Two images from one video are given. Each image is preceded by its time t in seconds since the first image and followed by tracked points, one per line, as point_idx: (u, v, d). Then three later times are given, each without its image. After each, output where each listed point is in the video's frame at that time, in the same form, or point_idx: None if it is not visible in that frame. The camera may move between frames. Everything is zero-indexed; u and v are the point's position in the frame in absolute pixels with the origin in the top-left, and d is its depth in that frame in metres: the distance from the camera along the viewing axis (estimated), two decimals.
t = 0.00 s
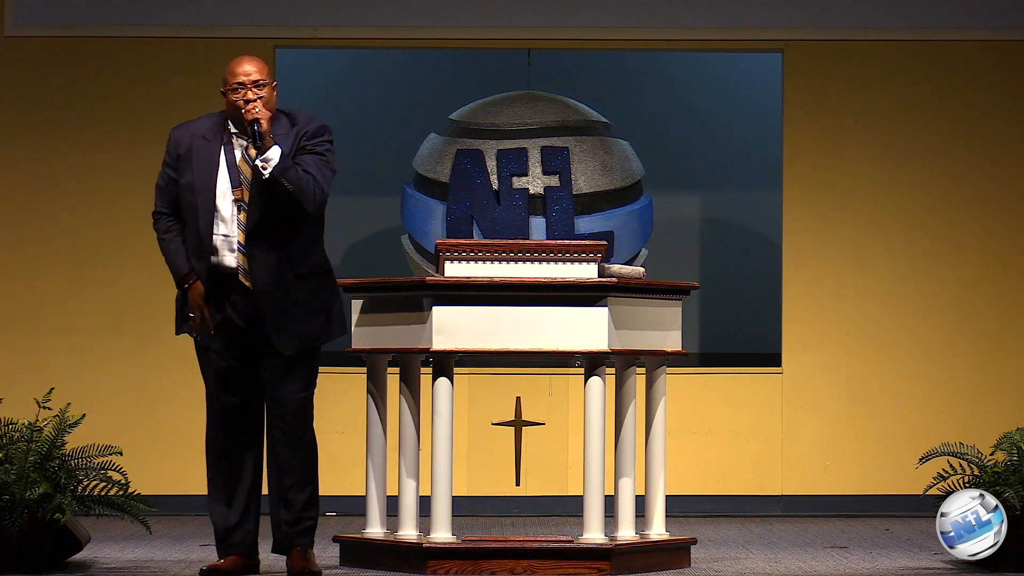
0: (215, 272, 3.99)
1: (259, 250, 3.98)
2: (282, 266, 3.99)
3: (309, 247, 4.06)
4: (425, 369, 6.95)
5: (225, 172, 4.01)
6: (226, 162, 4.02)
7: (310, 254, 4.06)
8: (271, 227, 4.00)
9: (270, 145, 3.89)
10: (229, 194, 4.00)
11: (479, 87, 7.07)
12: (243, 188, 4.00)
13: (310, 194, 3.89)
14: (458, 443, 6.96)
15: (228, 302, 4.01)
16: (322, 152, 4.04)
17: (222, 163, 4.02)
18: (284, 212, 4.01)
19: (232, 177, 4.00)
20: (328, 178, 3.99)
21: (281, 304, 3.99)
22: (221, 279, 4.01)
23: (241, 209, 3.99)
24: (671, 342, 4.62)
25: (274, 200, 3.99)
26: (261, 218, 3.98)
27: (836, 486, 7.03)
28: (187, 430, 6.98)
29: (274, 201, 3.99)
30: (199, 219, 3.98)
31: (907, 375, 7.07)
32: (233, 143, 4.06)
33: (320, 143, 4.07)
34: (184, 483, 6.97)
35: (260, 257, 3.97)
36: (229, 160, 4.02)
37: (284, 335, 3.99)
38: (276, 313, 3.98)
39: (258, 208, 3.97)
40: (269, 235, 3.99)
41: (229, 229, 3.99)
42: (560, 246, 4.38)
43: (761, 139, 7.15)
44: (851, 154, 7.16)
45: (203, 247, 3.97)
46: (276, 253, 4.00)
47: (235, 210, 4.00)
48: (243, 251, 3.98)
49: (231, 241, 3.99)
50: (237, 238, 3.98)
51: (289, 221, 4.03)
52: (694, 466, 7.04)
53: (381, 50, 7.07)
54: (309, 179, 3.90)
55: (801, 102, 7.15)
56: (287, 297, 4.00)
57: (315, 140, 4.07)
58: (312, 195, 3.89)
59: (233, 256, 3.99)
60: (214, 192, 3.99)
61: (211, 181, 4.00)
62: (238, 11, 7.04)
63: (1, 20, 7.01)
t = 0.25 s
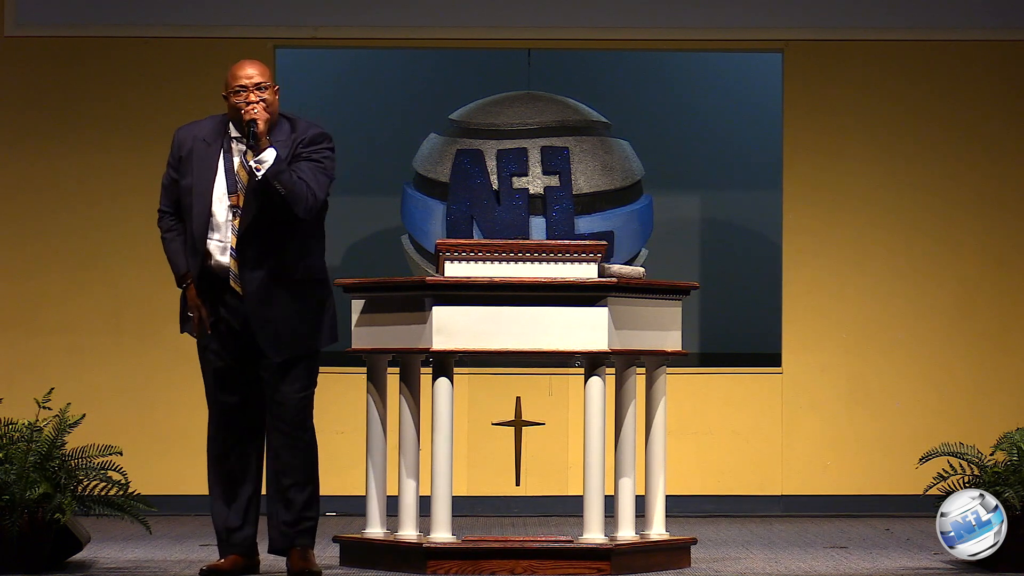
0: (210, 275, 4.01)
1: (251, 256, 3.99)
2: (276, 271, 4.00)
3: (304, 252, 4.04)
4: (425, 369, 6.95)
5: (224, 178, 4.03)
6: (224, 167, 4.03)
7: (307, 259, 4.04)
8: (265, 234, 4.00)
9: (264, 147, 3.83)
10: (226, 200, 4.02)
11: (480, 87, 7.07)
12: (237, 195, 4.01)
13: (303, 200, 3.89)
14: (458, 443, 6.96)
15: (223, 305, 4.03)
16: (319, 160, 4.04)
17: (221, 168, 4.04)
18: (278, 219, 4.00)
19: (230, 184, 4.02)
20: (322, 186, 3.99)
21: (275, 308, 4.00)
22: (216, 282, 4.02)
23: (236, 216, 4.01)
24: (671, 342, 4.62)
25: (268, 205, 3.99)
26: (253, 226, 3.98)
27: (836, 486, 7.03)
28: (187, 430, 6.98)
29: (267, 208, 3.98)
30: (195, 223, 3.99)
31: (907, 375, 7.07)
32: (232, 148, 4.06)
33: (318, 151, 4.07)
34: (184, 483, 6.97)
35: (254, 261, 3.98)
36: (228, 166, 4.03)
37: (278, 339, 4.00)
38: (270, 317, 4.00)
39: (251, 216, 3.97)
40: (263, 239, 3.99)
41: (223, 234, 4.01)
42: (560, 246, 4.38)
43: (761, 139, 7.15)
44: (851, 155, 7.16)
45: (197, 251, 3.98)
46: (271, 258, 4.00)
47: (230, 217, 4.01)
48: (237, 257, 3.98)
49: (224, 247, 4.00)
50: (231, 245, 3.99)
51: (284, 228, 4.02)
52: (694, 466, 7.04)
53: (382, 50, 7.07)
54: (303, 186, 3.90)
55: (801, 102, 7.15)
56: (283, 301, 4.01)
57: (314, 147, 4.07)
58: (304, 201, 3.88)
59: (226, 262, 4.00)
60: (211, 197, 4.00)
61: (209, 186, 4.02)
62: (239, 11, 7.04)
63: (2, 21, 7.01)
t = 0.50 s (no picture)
0: (210, 281, 4.02)
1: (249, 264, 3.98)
2: (274, 276, 3.99)
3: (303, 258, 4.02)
4: (425, 369, 6.95)
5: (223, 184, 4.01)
6: (224, 174, 4.02)
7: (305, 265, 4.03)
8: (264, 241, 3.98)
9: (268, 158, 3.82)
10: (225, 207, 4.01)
11: (480, 87, 7.07)
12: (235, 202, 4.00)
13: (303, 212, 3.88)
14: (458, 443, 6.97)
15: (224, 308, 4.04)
16: (320, 168, 4.02)
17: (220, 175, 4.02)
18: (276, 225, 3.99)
19: (228, 191, 4.00)
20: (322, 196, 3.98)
21: (274, 313, 4.01)
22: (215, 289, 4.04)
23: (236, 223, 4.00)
24: (671, 343, 4.62)
25: (267, 211, 3.97)
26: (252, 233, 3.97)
27: (836, 486, 7.03)
28: (187, 429, 6.98)
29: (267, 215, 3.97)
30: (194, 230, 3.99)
31: (907, 375, 7.07)
32: (232, 155, 4.04)
33: (319, 159, 4.05)
34: (184, 483, 6.97)
35: (252, 266, 3.98)
36: (228, 173, 4.01)
37: (275, 344, 4.01)
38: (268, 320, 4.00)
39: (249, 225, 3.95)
40: (261, 245, 3.98)
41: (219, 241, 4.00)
42: (560, 246, 4.38)
43: (761, 139, 7.15)
44: (851, 155, 7.16)
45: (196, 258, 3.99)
46: (269, 263, 3.99)
47: (229, 225, 4.00)
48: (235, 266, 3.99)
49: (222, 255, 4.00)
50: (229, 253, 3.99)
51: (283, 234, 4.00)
52: (693, 466, 7.04)
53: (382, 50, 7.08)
54: (304, 196, 3.88)
55: (801, 102, 7.15)
56: (281, 306, 4.01)
57: (314, 155, 4.05)
58: (303, 212, 3.87)
59: (225, 269, 4.00)
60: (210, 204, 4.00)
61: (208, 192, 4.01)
62: (239, 11, 7.04)
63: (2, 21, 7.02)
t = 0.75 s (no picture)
0: (211, 286, 4.03)
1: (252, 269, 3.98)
2: (275, 278, 3.99)
3: (303, 261, 4.02)
4: (425, 369, 6.95)
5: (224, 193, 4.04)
6: (225, 181, 4.03)
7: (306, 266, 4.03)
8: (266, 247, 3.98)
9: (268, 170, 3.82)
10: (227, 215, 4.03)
11: (480, 87, 7.07)
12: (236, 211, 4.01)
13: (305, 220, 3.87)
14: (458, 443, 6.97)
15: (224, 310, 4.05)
16: (321, 176, 4.01)
17: (221, 182, 4.03)
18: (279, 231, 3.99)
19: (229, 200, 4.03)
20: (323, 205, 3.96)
21: (274, 315, 4.01)
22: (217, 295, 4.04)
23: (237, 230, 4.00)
24: (671, 343, 4.62)
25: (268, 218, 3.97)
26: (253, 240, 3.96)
27: (836, 486, 7.03)
28: (187, 429, 6.98)
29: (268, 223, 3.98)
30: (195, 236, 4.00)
31: (907, 375, 7.07)
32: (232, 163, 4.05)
33: (319, 167, 4.04)
34: (184, 483, 6.97)
35: (254, 270, 3.98)
36: (228, 180, 4.03)
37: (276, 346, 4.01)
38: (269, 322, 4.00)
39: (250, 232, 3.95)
40: (262, 248, 3.98)
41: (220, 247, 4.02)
42: (560, 246, 4.38)
43: (762, 139, 7.15)
44: (851, 155, 7.16)
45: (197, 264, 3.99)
46: (270, 266, 3.99)
47: (230, 232, 4.02)
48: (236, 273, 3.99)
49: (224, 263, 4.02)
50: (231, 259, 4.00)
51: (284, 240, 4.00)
52: (694, 466, 7.04)
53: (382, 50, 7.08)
54: (305, 206, 3.87)
55: (802, 102, 7.16)
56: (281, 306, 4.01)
57: (315, 162, 4.03)
58: (307, 220, 3.87)
59: (227, 275, 4.01)
60: (211, 211, 4.01)
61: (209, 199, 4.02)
62: (238, 11, 7.04)
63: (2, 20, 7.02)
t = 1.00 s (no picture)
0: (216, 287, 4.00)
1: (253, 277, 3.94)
2: (275, 282, 3.96)
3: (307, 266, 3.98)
4: (425, 369, 6.95)
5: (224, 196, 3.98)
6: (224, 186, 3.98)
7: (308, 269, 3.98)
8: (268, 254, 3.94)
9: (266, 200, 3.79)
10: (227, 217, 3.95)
11: (479, 87, 7.07)
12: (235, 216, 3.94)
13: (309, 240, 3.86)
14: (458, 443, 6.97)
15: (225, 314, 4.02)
16: (323, 185, 3.96)
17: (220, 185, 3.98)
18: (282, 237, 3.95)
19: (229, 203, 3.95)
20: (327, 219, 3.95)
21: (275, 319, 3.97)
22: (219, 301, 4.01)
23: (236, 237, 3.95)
24: (671, 342, 4.62)
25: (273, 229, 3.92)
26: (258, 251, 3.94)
27: (836, 486, 7.03)
28: (187, 429, 6.98)
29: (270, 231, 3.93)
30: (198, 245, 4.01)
31: (907, 375, 7.07)
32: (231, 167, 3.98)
33: (322, 173, 3.99)
34: (184, 483, 6.97)
35: (258, 272, 3.95)
36: (228, 182, 3.97)
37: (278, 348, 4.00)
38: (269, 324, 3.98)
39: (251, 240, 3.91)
40: (266, 252, 3.94)
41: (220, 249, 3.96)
42: (560, 247, 4.38)
43: (761, 139, 7.15)
44: (851, 155, 7.16)
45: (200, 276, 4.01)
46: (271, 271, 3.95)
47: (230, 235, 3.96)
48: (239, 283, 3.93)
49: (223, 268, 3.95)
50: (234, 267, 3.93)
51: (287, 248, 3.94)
52: (693, 466, 7.04)
53: (381, 50, 7.08)
54: (310, 226, 3.86)
55: (802, 102, 7.16)
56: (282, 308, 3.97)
57: (318, 170, 3.98)
58: (312, 237, 3.86)
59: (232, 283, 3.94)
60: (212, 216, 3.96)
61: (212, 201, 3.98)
62: (238, 11, 7.04)
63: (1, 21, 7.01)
